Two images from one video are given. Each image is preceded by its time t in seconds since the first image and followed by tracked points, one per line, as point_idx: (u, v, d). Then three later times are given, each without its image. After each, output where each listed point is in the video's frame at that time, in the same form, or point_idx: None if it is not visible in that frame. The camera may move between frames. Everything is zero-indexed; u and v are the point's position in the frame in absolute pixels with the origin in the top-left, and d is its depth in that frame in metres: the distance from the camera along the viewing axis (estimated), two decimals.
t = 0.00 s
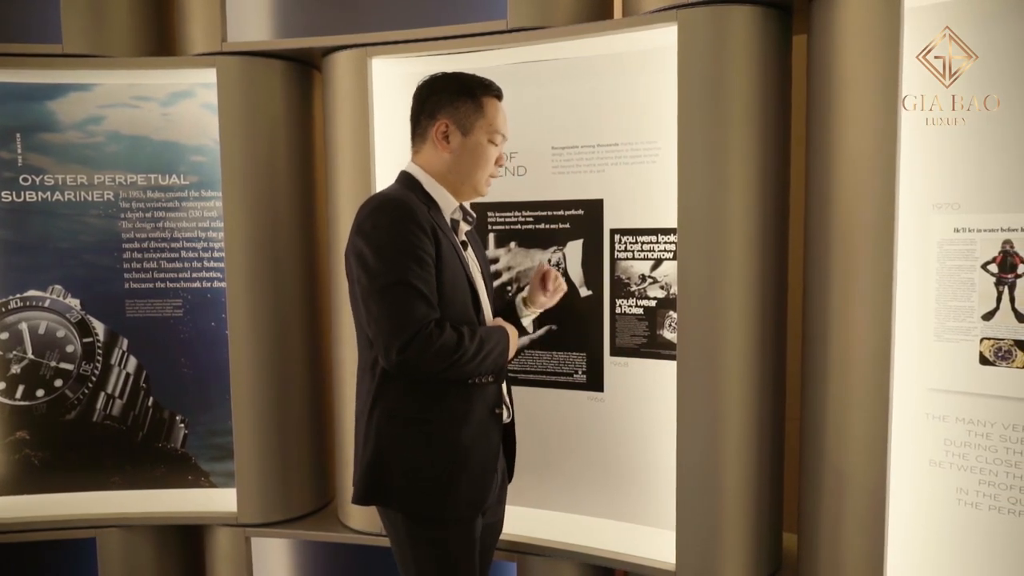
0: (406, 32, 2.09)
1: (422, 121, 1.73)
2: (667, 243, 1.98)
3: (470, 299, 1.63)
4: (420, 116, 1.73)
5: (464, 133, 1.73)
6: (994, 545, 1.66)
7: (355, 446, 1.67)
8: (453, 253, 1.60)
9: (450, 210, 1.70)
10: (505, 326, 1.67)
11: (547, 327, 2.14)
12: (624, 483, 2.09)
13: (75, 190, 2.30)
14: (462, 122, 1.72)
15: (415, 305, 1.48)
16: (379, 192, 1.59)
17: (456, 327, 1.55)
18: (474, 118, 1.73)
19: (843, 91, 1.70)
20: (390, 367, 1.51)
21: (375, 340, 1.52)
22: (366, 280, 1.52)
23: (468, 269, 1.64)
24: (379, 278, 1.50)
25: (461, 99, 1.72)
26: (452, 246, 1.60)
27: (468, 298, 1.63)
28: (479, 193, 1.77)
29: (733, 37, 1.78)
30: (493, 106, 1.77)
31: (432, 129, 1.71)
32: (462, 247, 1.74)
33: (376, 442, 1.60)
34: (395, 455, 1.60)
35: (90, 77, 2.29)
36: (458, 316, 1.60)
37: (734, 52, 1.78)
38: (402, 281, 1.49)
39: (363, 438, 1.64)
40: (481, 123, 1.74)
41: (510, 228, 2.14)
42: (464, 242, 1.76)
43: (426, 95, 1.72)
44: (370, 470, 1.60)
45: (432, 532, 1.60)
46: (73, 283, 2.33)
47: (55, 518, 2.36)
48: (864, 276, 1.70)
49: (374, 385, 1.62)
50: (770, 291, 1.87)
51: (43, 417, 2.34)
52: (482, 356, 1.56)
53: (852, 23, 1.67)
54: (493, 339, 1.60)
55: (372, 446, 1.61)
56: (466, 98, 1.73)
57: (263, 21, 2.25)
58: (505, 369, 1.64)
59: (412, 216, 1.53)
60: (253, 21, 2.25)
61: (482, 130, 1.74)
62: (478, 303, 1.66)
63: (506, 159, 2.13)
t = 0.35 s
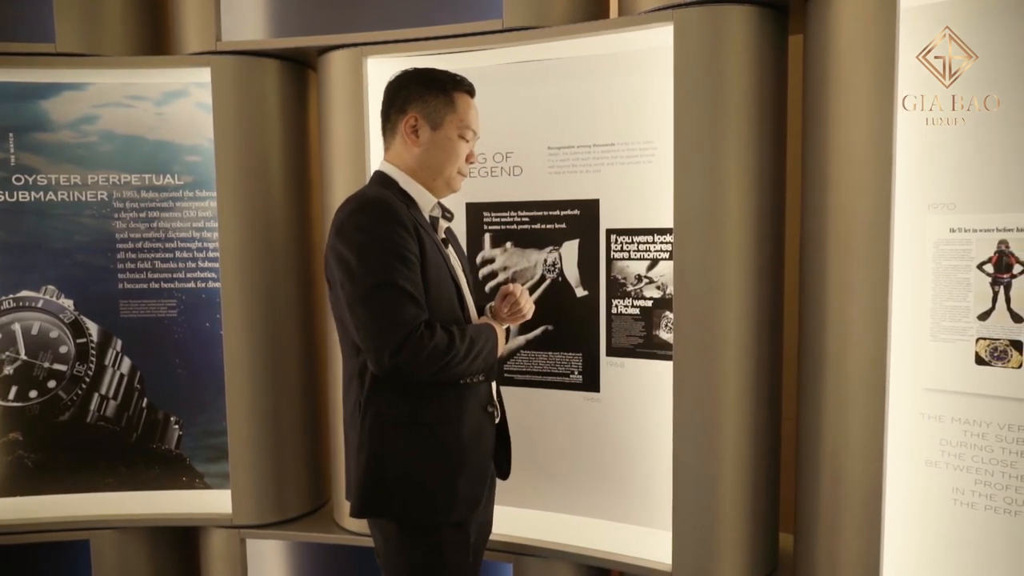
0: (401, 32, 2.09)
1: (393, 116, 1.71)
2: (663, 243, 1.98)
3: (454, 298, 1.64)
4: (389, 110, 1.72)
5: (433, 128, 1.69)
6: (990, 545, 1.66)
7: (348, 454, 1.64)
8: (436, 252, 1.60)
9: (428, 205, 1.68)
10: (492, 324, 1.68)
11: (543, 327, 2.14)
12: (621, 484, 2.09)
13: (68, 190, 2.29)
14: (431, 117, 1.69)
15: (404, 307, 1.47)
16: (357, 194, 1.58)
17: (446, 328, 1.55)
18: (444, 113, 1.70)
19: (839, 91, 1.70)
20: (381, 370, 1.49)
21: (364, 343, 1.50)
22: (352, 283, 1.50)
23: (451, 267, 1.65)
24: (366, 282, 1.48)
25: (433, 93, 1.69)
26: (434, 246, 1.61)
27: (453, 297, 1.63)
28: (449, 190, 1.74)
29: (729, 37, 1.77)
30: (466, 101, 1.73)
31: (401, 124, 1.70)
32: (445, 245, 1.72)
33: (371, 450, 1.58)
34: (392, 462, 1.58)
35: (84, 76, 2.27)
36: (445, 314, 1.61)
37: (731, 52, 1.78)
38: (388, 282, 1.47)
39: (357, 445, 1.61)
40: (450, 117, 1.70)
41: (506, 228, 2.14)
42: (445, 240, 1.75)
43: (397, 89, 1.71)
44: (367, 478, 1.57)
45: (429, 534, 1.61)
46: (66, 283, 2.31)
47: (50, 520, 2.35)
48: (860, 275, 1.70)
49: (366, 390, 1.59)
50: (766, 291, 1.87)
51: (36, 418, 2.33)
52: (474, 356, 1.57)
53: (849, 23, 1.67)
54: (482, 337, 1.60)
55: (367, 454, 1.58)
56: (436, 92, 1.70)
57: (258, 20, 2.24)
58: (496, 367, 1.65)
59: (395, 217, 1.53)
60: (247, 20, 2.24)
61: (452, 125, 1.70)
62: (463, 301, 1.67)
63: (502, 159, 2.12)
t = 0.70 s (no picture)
0: (398, 31, 2.08)
1: (371, 108, 1.67)
2: (660, 243, 1.97)
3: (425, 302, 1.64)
4: (367, 101, 1.68)
5: (413, 124, 1.66)
6: (988, 545, 1.65)
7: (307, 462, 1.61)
8: (409, 254, 1.60)
9: (401, 206, 1.67)
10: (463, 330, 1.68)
11: (540, 327, 2.13)
12: (618, 484, 2.08)
13: (63, 189, 2.27)
14: (412, 111, 1.65)
15: (379, 310, 1.45)
16: (330, 190, 1.55)
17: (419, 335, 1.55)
18: (426, 108, 1.66)
19: (837, 90, 1.70)
20: (352, 375, 1.46)
21: (333, 346, 1.47)
22: (324, 282, 1.47)
23: (422, 270, 1.64)
24: (340, 281, 1.45)
25: (415, 87, 1.66)
26: (408, 247, 1.60)
27: (423, 301, 1.63)
28: (425, 187, 1.73)
29: (727, 36, 1.77)
30: (449, 97, 1.70)
31: (380, 117, 1.66)
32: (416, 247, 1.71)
33: (333, 458, 1.56)
34: (354, 472, 1.56)
35: (79, 75, 2.26)
36: (416, 319, 1.60)
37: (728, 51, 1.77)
38: (364, 284, 1.45)
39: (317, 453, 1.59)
40: (432, 113, 1.67)
41: (503, 228, 2.13)
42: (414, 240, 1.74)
43: (377, 80, 1.66)
44: (327, 487, 1.56)
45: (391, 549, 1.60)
46: (61, 283, 2.30)
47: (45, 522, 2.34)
48: (857, 275, 1.70)
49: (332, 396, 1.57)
50: (764, 292, 1.86)
51: (31, 419, 2.32)
52: (446, 365, 1.57)
53: (847, 23, 1.66)
54: (455, 346, 1.60)
55: (328, 463, 1.56)
56: (418, 85, 1.66)
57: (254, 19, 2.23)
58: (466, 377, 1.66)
59: (372, 216, 1.51)
60: (242, 19, 2.23)
61: (433, 122, 1.67)
62: (433, 305, 1.67)
63: (499, 159, 2.12)
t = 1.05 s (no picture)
0: (398, 31, 2.08)
1: (363, 107, 1.64)
2: (660, 244, 1.98)
3: (401, 315, 1.63)
4: (360, 101, 1.65)
5: (410, 124, 1.64)
6: (988, 545, 1.66)
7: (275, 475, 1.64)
8: (383, 267, 1.59)
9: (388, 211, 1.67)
10: (441, 342, 1.65)
11: (539, 327, 2.14)
12: (618, 484, 2.08)
13: (62, 190, 2.27)
14: (407, 112, 1.64)
15: (338, 329, 1.46)
16: (301, 201, 1.55)
17: (386, 352, 1.54)
18: (422, 108, 1.65)
19: (837, 91, 1.70)
20: (309, 393, 1.48)
21: (292, 364, 1.49)
22: (287, 298, 1.49)
23: (400, 281, 1.63)
24: (301, 299, 1.47)
25: (409, 86, 1.64)
26: (382, 260, 1.59)
27: (398, 315, 1.62)
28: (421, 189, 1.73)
29: (727, 37, 1.77)
30: (444, 94, 1.69)
31: (375, 118, 1.64)
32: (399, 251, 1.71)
33: (296, 474, 1.58)
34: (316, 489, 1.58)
35: (79, 75, 2.26)
36: (387, 333, 1.60)
37: (727, 51, 1.77)
38: (324, 303, 1.46)
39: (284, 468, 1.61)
40: (428, 113, 1.66)
41: (503, 228, 2.14)
42: (402, 246, 1.73)
43: (370, 79, 1.63)
44: (290, 503, 1.58)
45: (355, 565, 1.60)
46: (60, 284, 2.30)
47: (44, 522, 2.33)
48: (856, 276, 1.70)
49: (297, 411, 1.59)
50: (764, 292, 1.87)
51: (31, 419, 2.31)
52: (413, 383, 1.55)
53: (847, 22, 1.66)
54: (427, 363, 1.57)
55: (291, 478, 1.59)
56: (414, 85, 1.64)
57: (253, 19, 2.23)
58: (439, 393, 1.63)
59: (339, 231, 1.50)
60: (242, 19, 2.23)
61: (429, 122, 1.66)
62: (411, 317, 1.65)
63: (498, 159, 2.12)
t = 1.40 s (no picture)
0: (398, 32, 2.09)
1: (385, 113, 1.63)
2: (660, 244, 1.98)
3: (426, 311, 1.63)
4: (380, 106, 1.63)
5: (430, 130, 1.63)
6: (987, 544, 1.66)
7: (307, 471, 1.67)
8: (407, 265, 1.59)
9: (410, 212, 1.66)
10: (464, 337, 1.65)
11: (540, 327, 2.14)
12: (617, 484, 2.09)
13: (62, 190, 2.27)
14: (428, 117, 1.62)
15: (362, 328, 1.47)
16: (327, 203, 1.57)
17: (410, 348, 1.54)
18: (442, 113, 1.63)
19: (837, 91, 1.70)
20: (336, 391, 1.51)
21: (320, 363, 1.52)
22: (313, 299, 1.51)
23: (425, 278, 1.63)
24: (326, 300, 1.49)
25: (429, 90, 1.62)
26: (407, 258, 1.59)
27: (422, 311, 1.62)
28: (442, 192, 1.72)
29: (727, 37, 1.77)
30: (464, 98, 1.67)
31: (396, 123, 1.62)
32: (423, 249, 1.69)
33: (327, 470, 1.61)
34: (345, 484, 1.60)
35: (79, 76, 2.26)
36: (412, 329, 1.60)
37: (727, 51, 1.78)
38: (349, 303, 1.47)
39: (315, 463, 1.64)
40: (448, 117, 1.64)
41: (503, 228, 2.14)
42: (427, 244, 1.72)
43: (390, 84, 1.62)
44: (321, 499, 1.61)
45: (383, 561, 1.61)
46: (61, 284, 2.30)
47: (44, 522, 2.34)
48: (856, 276, 1.71)
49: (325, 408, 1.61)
50: (763, 292, 1.87)
51: (31, 419, 2.32)
52: (437, 378, 1.55)
53: (846, 23, 1.67)
54: (451, 357, 1.57)
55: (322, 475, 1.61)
56: (434, 90, 1.62)
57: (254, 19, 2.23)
58: (464, 386, 1.63)
59: (362, 231, 1.51)
60: (242, 19, 2.23)
61: (449, 126, 1.65)
62: (436, 313, 1.65)
63: (498, 159, 2.12)
